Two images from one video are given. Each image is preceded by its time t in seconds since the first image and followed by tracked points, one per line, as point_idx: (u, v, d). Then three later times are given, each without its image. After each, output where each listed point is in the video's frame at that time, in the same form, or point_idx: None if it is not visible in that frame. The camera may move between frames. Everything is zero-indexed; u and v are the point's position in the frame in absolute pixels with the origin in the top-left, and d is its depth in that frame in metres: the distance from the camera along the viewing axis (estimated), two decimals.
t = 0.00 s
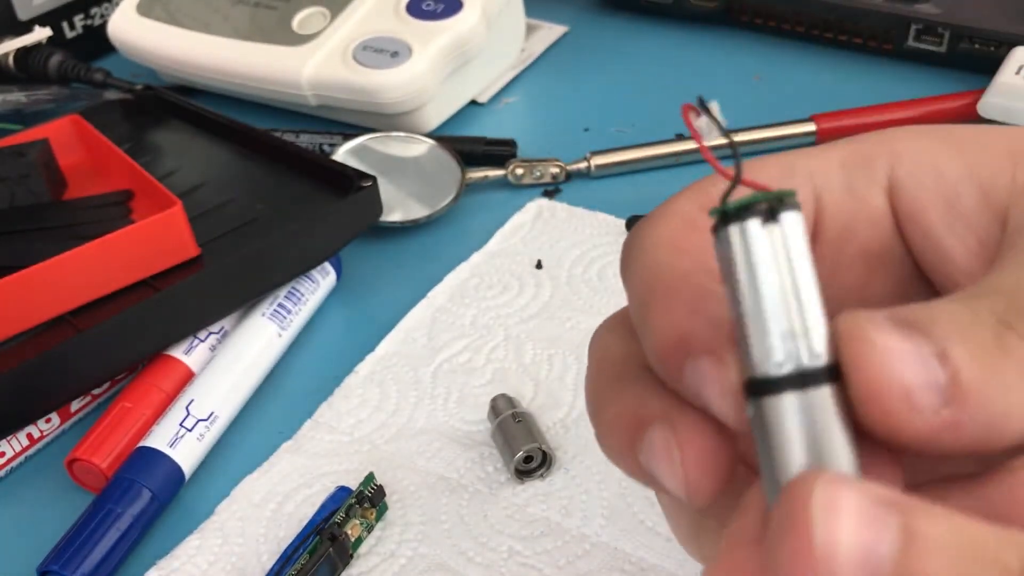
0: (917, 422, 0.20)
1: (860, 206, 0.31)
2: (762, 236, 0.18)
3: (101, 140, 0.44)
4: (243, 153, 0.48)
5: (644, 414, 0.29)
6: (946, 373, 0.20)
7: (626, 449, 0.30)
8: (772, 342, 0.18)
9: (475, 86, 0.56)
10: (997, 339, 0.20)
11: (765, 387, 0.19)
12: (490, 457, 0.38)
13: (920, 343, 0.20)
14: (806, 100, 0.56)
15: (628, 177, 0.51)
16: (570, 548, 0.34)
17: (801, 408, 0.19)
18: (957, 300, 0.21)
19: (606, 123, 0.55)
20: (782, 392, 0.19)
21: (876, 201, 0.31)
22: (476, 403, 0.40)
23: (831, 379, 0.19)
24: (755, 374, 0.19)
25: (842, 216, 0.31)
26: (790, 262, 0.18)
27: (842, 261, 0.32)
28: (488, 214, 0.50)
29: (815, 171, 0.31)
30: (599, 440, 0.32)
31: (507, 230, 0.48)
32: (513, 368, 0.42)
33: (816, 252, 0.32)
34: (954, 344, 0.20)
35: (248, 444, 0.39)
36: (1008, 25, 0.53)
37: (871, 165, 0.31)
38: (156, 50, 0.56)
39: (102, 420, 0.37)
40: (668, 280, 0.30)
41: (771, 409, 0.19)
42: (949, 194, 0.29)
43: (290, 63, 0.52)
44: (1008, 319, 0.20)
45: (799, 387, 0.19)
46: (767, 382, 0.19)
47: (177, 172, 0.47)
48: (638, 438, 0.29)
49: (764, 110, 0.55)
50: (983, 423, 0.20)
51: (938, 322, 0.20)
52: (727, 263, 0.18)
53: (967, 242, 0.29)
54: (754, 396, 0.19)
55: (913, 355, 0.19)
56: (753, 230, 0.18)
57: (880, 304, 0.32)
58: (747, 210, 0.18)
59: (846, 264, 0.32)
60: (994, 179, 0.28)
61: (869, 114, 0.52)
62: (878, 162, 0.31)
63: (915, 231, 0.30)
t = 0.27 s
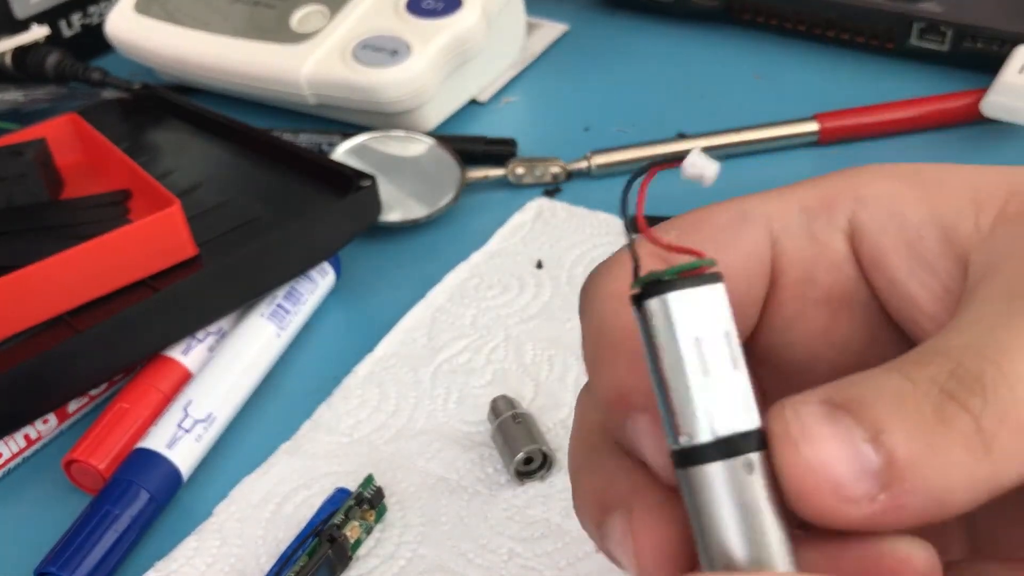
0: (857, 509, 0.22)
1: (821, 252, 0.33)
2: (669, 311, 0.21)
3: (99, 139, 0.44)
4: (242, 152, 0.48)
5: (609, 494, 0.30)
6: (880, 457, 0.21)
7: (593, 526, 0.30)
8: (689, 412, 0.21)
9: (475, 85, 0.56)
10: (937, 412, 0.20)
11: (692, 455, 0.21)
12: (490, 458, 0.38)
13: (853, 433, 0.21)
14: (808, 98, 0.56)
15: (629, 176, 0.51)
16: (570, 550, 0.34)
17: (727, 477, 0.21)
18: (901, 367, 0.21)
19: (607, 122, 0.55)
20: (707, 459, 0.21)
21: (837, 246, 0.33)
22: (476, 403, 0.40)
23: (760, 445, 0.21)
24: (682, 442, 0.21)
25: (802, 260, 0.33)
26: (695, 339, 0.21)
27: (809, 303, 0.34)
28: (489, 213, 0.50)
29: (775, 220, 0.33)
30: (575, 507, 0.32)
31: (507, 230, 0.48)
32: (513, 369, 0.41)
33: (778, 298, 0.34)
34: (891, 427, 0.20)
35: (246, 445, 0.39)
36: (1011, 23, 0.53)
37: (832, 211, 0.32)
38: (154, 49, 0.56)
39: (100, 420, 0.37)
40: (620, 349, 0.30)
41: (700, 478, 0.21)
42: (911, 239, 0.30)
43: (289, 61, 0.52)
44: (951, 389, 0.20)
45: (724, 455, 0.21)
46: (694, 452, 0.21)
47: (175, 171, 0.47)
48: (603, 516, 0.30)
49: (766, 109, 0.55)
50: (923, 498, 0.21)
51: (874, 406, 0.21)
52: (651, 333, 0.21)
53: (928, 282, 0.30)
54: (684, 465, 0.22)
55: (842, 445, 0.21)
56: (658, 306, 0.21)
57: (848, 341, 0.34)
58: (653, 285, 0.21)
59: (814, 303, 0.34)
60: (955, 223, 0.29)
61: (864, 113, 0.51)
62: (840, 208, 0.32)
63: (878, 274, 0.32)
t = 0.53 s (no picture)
0: (884, 459, 0.23)
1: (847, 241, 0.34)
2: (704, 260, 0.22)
3: (99, 139, 0.44)
4: (242, 152, 0.48)
5: (598, 427, 0.31)
6: (910, 409, 0.22)
7: (576, 464, 0.31)
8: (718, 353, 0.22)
9: (475, 84, 0.56)
10: (964, 372, 0.22)
11: (724, 395, 0.22)
12: (490, 458, 0.38)
13: (887, 381, 0.22)
14: (808, 98, 0.56)
15: (629, 176, 0.51)
16: (570, 550, 0.34)
17: (758, 417, 0.22)
18: (928, 333, 0.23)
19: (607, 122, 0.55)
20: (737, 397, 0.22)
21: (861, 232, 0.34)
22: (477, 403, 0.40)
23: (789, 388, 0.22)
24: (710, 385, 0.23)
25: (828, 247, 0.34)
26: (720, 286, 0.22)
27: (831, 288, 0.34)
28: (489, 214, 0.50)
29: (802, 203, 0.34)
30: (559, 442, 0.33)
31: (507, 230, 0.48)
32: (513, 369, 0.41)
33: (805, 280, 0.35)
34: (921, 381, 0.22)
35: (246, 446, 0.39)
36: (1012, 23, 0.53)
37: (856, 197, 0.34)
38: (154, 49, 0.56)
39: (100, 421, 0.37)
40: (639, 303, 0.31)
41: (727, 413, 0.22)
42: (932, 229, 0.32)
43: (289, 61, 0.52)
44: (976, 352, 0.22)
45: (758, 395, 0.22)
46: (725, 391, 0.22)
47: (175, 171, 0.47)
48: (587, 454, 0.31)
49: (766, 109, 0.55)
50: (949, 454, 0.22)
51: (905, 362, 0.22)
52: (685, 274, 0.22)
53: (947, 272, 0.31)
54: (716, 403, 0.23)
55: (876, 392, 0.22)
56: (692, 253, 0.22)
57: (867, 330, 0.34)
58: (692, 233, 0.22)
59: (835, 292, 0.34)
60: (975, 217, 0.30)
61: (864, 113, 0.51)
62: (864, 194, 0.33)
63: (900, 264, 0.33)
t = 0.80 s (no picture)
0: (919, 436, 0.23)
1: (866, 236, 0.34)
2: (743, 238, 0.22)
3: (98, 139, 0.44)
4: (241, 152, 0.48)
5: (639, 417, 0.31)
6: (944, 389, 0.22)
7: (619, 453, 0.31)
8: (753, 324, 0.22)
9: (475, 84, 0.56)
10: (996, 358, 0.22)
11: (761, 368, 0.22)
12: (490, 459, 0.38)
13: (922, 361, 0.22)
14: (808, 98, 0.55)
15: (629, 176, 0.51)
16: (570, 551, 0.34)
17: (794, 383, 0.22)
18: (958, 322, 0.23)
19: (607, 122, 0.55)
20: (776, 369, 0.22)
21: (880, 229, 0.34)
22: (477, 404, 0.40)
23: (825, 362, 0.22)
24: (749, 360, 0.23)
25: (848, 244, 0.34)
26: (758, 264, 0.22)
27: (849, 284, 0.34)
28: (489, 213, 0.50)
29: (824, 196, 0.34)
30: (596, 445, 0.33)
31: (507, 230, 0.48)
32: (513, 369, 0.41)
33: (826, 276, 0.34)
34: (955, 362, 0.22)
35: (246, 447, 0.39)
36: (1013, 23, 0.53)
37: (876, 192, 0.33)
38: (153, 49, 0.56)
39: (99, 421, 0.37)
40: (666, 291, 0.31)
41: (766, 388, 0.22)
42: (952, 226, 0.32)
43: (289, 61, 0.52)
44: (1007, 340, 0.22)
45: (793, 367, 0.22)
46: (766, 365, 0.22)
47: (175, 171, 0.47)
48: (632, 441, 0.31)
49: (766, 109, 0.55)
50: (982, 436, 0.22)
51: (937, 343, 0.22)
52: (725, 254, 0.23)
53: (965, 270, 0.31)
54: (753, 378, 0.23)
55: (913, 372, 0.22)
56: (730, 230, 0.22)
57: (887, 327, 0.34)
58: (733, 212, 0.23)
59: (852, 288, 0.34)
60: (993, 214, 0.30)
61: (866, 113, 0.51)
62: (884, 190, 0.33)
63: (920, 260, 0.32)
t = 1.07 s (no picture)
0: (830, 403, 0.25)
1: (851, 235, 0.35)
2: (658, 220, 0.25)
3: (98, 138, 0.44)
4: (241, 152, 0.48)
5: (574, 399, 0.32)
6: (857, 361, 0.24)
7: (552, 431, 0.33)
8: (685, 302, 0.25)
9: (475, 84, 0.56)
10: (915, 335, 0.24)
11: (688, 337, 0.24)
12: (490, 459, 0.38)
13: (836, 339, 0.25)
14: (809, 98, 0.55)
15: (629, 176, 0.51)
16: (570, 551, 0.34)
17: (718, 350, 0.24)
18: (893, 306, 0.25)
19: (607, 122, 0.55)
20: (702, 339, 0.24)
21: (862, 227, 0.35)
22: (477, 404, 0.40)
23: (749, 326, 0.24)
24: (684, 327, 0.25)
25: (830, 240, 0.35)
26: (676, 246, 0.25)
27: (830, 280, 0.36)
28: (489, 213, 0.50)
29: (806, 195, 0.35)
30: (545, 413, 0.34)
31: (507, 230, 0.48)
32: (513, 369, 0.41)
33: (807, 269, 0.36)
34: (871, 340, 0.24)
35: (246, 447, 0.39)
36: (1013, 23, 0.53)
37: (857, 191, 0.34)
38: (153, 49, 0.56)
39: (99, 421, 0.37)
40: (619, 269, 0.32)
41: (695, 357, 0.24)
42: (930, 222, 0.33)
43: (289, 61, 0.52)
44: (930, 319, 0.25)
45: (715, 332, 0.24)
46: (691, 335, 0.24)
47: (175, 171, 0.47)
48: (565, 418, 0.32)
49: (767, 108, 0.55)
50: (893, 405, 0.25)
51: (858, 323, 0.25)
52: (639, 237, 0.25)
53: (942, 264, 0.33)
54: (681, 346, 0.25)
55: (826, 348, 0.24)
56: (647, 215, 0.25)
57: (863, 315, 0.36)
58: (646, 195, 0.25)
59: (834, 283, 0.36)
60: (973, 209, 0.32)
61: (866, 113, 0.51)
62: (865, 189, 0.34)
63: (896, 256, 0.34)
